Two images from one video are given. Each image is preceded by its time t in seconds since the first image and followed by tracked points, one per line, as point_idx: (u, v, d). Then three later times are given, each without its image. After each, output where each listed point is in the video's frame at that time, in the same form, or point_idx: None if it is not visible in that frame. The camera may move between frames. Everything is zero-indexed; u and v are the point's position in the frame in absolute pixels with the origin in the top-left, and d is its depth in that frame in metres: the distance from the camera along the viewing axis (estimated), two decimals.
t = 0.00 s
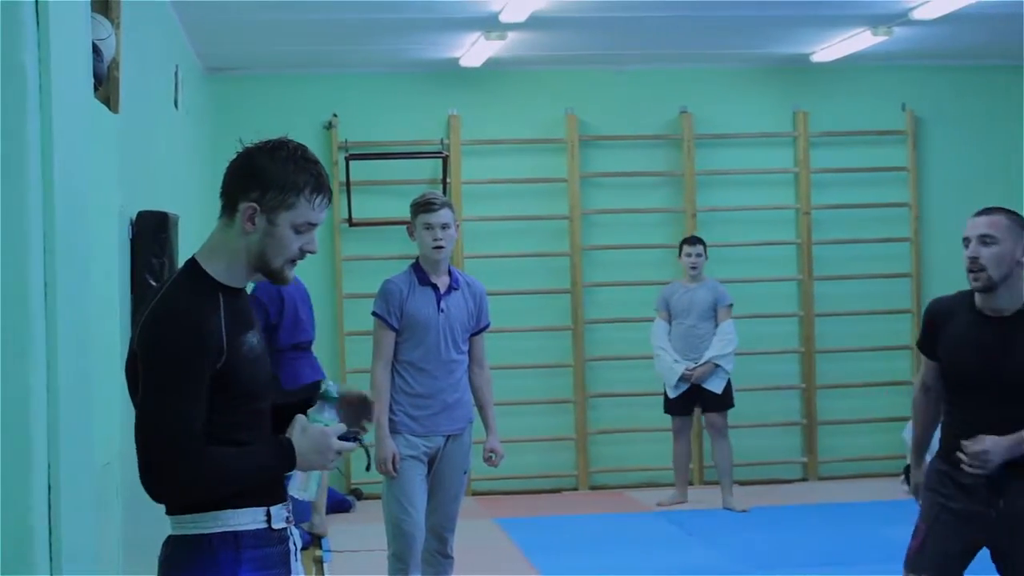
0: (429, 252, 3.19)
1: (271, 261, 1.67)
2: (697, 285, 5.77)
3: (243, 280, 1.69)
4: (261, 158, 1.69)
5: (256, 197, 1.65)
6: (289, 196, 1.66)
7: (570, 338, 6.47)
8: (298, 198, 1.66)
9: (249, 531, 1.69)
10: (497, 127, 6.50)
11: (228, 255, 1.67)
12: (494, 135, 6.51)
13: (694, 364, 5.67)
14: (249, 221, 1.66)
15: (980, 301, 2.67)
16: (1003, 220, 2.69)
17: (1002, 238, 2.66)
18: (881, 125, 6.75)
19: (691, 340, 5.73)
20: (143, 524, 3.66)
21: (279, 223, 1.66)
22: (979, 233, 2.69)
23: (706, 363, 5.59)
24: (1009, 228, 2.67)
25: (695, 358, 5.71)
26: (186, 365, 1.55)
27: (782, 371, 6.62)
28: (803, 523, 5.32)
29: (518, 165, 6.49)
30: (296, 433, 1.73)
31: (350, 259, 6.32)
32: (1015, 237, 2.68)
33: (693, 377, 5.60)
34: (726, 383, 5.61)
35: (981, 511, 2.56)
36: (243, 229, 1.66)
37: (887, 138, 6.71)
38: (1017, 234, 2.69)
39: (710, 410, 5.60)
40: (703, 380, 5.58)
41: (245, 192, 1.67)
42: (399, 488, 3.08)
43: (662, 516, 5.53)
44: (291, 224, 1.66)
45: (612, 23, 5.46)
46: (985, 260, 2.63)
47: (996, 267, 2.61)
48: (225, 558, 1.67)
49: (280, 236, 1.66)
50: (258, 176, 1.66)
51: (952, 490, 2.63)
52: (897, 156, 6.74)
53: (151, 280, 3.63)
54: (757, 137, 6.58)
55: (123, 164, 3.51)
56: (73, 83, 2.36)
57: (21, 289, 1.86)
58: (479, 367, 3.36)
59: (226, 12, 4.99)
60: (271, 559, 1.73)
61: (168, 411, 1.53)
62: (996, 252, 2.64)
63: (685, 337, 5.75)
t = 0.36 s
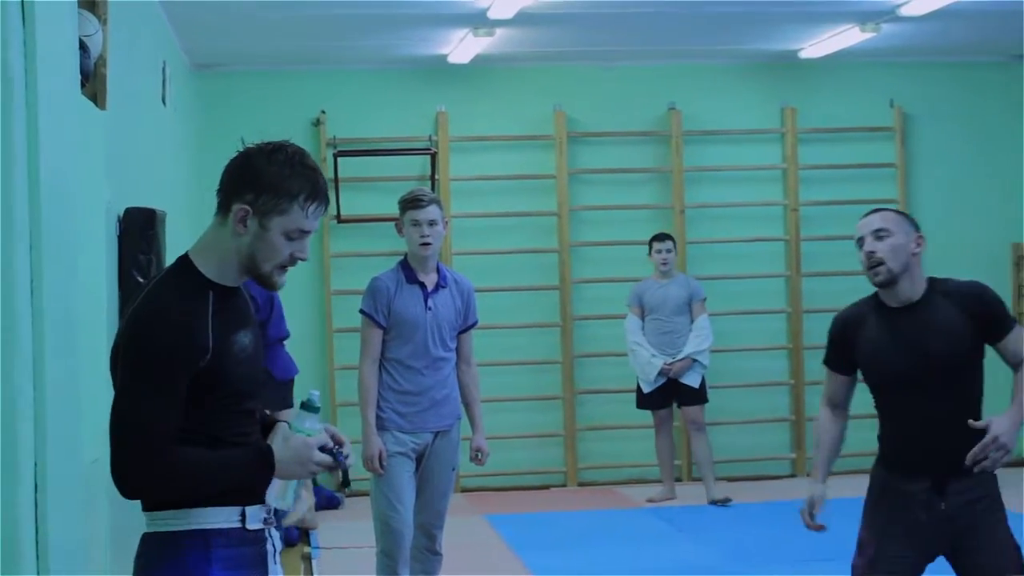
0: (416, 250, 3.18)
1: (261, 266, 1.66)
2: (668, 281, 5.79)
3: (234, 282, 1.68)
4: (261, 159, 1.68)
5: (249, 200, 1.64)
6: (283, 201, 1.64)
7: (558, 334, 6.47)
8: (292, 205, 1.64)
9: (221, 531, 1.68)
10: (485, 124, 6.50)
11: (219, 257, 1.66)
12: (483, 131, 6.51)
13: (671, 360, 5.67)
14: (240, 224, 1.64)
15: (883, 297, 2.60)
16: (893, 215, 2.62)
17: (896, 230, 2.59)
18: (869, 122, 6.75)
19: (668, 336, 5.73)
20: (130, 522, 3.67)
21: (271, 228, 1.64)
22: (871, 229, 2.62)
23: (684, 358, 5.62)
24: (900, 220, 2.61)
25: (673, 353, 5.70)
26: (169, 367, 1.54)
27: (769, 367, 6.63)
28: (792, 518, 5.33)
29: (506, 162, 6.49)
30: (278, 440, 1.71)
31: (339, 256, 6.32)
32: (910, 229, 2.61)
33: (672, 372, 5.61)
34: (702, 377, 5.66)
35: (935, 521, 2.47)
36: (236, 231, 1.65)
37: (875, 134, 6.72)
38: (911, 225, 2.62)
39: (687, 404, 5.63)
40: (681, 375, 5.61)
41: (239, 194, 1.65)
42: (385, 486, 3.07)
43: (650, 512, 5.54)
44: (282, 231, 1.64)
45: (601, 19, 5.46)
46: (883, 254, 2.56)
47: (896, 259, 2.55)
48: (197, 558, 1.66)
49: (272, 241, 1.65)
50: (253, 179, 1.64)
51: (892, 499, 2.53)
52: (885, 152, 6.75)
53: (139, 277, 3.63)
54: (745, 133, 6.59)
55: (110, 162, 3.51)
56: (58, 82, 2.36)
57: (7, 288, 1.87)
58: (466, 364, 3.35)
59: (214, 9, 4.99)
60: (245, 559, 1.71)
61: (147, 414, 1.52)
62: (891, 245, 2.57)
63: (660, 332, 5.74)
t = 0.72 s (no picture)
0: (408, 247, 3.18)
1: (279, 304, 1.55)
2: (654, 279, 5.80)
3: (254, 312, 1.59)
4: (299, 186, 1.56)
5: (274, 234, 1.53)
6: (308, 245, 1.52)
7: (550, 331, 6.47)
8: (315, 249, 1.52)
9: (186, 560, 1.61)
10: (477, 122, 6.49)
11: (240, 284, 1.57)
12: (474, 129, 6.51)
13: (655, 357, 5.68)
14: (261, 256, 1.54)
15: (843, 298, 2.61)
16: (851, 215, 2.60)
17: (851, 235, 2.57)
18: (861, 119, 6.76)
19: (651, 333, 5.74)
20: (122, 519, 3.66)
21: (289, 267, 1.53)
22: (828, 232, 2.60)
23: (667, 354, 5.61)
24: (857, 223, 2.58)
25: (656, 350, 5.71)
26: (165, 386, 1.47)
27: (762, 364, 6.63)
28: (783, 515, 5.34)
29: (497, 159, 6.49)
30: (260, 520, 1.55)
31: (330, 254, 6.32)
32: (868, 230, 2.58)
33: (655, 369, 5.61)
34: (688, 374, 5.65)
35: (885, 527, 2.51)
36: (258, 261, 1.55)
37: (867, 131, 6.73)
38: (871, 227, 2.59)
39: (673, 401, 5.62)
40: (664, 371, 5.61)
41: (269, 224, 1.55)
42: (378, 483, 3.07)
43: (643, 509, 5.54)
44: (300, 273, 1.53)
45: (591, 16, 5.45)
46: (835, 263, 2.56)
47: (847, 267, 2.55)
48: None
49: (289, 281, 1.53)
50: (281, 212, 1.53)
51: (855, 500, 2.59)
52: (877, 149, 6.75)
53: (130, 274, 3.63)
54: (737, 130, 6.59)
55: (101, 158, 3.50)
56: (46, 80, 2.35)
57: None
58: (459, 362, 3.35)
59: (205, 6, 4.98)
60: None
61: (131, 427, 1.46)
62: (843, 252, 2.56)
63: (645, 329, 5.76)
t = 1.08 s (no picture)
0: (403, 243, 3.16)
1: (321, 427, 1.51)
2: (650, 273, 5.79)
3: (289, 416, 1.56)
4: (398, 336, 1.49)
5: (335, 366, 1.47)
6: (360, 390, 1.45)
7: (544, 326, 6.47)
8: (368, 397, 1.46)
9: None
10: (471, 116, 6.49)
11: (287, 386, 1.54)
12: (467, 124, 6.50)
13: (645, 352, 5.69)
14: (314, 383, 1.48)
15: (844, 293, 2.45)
16: (860, 227, 2.38)
17: (855, 246, 2.38)
18: (855, 113, 6.76)
19: (646, 326, 5.74)
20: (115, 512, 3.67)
21: (336, 402, 1.47)
22: (833, 236, 2.41)
23: (657, 349, 5.61)
24: (861, 235, 2.38)
25: (646, 344, 5.72)
26: (188, 466, 1.47)
27: (756, 358, 6.64)
28: (776, 510, 5.34)
29: (491, 154, 6.49)
30: None
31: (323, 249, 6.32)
32: (874, 240, 2.39)
33: (645, 364, 5.61)
34: (679, 369, 5.66)
35: (856, 522, 2.40)
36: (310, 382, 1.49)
37: (860, 126, 6.73)
38: (877, 235, 2.39)
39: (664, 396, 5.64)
40: (655, 367, 5.61)
41: (329, 353, 1.48)
42: (373, 479, 3.07)
43: (636, 504, 5.54)
44: (345, 409, 1.47)
45: (585, 11, 5.45)
46: (836, 273, 2.40)
47: (847, 279, 2.39)
48: None
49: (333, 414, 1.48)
50: (342, 349, 1.46)
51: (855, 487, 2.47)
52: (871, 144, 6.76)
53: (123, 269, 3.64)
54: (730, 125, 6.59)
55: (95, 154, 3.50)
56: (37, 75, 2.35)
57: None
58: (453, 357, 3.35)
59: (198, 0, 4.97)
60: None
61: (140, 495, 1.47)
62: (845, 264, 2.39)
63: (639, 324, 5.76)
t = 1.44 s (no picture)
0: (396, 236, 3.15)
1: None
2: (653, 268, 5.78)
3: None
4: None
5: None
6: None
7: (538, 320, 6.47)
8: None
9: None
10: (465, 110, 6.48)
11: None
12: (461, 118, 6.50)
13: (648, 346, 5.69)
14: None
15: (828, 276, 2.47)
16: (843, 209, 2.41)
17: (840, 230, 2.40)
18: (849, 108, 6.76)
19: (647, 320, 5.74)
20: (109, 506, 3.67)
21: None
22: (816, 221, 2.43)
23: (659, 345, 5.62)
24: (846, 218, 2.40)
25: (649, 340, 5.72)
26: None
27: (750, 353, 6.64)
28: (769, 505, 5.34)
29: (486, 149, 6.48)
30: None
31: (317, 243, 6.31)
32: (858, 223, 2.41)
33: (648, 359, 5.62)
34: (681, 364, 5.64)
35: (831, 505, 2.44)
36: None
37: (855, 121, 6.73)
38: (863, 218, 2.41)
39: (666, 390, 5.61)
40: (657, 361, 5.62)
41: None
42: (366, 472, 3.08)
43: (629, 498, 5.55)
44: None
45: (579, 4, 5.44)
46: (820, 257, 2.42)
47: (831, 262, 2.41)
48: None
49: None
50: None
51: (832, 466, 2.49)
52: (865, 138, 6.76)
53: (116, 263, 3.64)
54: (724, 119, 6.59)
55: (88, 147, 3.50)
56: (26, 67, 2.35)
57: None
58: (447, 351, 3.35)
59: None
60: None
61: None
62: (829, 247, 2.41)
63: (640, 319, 5.76)
